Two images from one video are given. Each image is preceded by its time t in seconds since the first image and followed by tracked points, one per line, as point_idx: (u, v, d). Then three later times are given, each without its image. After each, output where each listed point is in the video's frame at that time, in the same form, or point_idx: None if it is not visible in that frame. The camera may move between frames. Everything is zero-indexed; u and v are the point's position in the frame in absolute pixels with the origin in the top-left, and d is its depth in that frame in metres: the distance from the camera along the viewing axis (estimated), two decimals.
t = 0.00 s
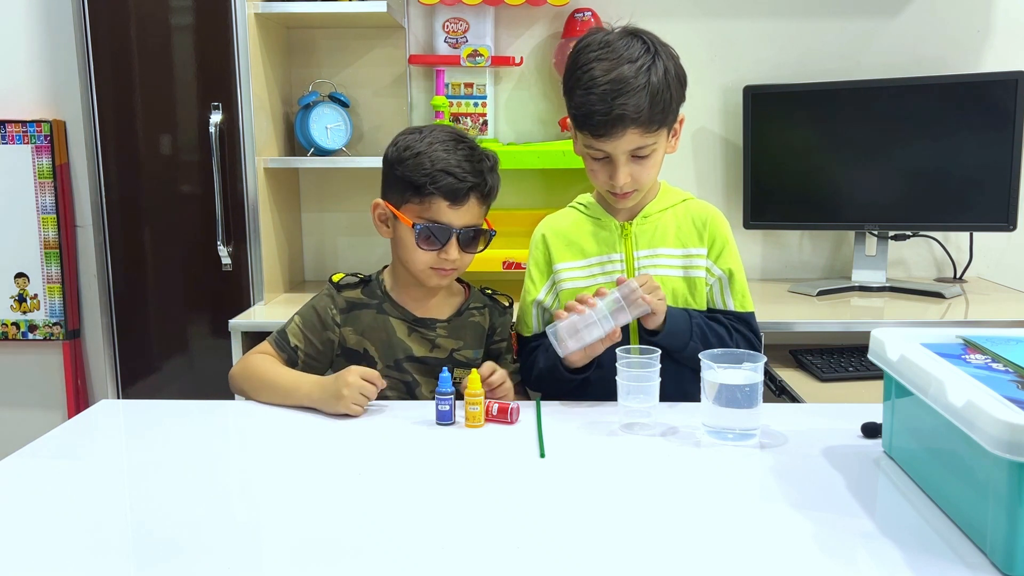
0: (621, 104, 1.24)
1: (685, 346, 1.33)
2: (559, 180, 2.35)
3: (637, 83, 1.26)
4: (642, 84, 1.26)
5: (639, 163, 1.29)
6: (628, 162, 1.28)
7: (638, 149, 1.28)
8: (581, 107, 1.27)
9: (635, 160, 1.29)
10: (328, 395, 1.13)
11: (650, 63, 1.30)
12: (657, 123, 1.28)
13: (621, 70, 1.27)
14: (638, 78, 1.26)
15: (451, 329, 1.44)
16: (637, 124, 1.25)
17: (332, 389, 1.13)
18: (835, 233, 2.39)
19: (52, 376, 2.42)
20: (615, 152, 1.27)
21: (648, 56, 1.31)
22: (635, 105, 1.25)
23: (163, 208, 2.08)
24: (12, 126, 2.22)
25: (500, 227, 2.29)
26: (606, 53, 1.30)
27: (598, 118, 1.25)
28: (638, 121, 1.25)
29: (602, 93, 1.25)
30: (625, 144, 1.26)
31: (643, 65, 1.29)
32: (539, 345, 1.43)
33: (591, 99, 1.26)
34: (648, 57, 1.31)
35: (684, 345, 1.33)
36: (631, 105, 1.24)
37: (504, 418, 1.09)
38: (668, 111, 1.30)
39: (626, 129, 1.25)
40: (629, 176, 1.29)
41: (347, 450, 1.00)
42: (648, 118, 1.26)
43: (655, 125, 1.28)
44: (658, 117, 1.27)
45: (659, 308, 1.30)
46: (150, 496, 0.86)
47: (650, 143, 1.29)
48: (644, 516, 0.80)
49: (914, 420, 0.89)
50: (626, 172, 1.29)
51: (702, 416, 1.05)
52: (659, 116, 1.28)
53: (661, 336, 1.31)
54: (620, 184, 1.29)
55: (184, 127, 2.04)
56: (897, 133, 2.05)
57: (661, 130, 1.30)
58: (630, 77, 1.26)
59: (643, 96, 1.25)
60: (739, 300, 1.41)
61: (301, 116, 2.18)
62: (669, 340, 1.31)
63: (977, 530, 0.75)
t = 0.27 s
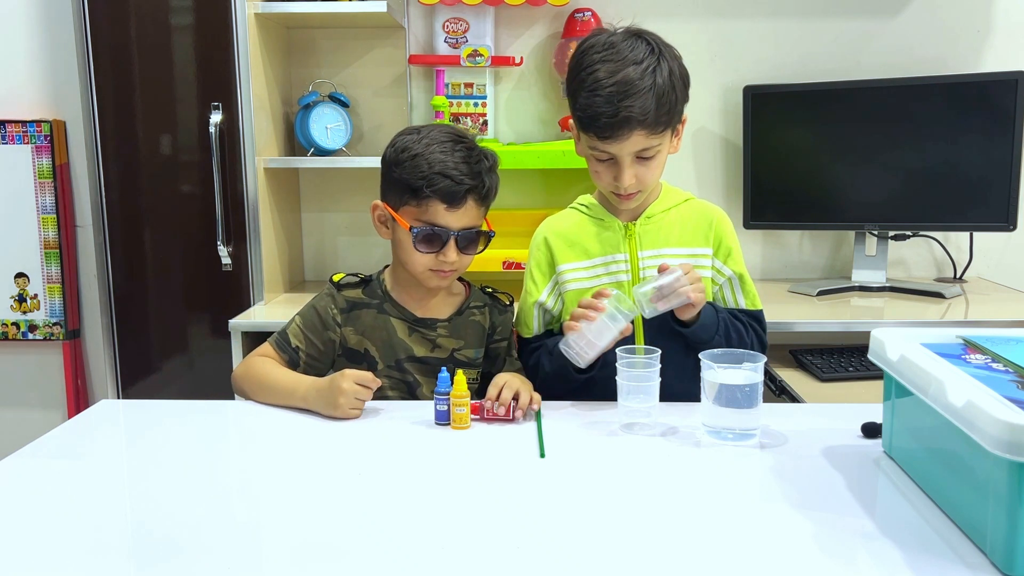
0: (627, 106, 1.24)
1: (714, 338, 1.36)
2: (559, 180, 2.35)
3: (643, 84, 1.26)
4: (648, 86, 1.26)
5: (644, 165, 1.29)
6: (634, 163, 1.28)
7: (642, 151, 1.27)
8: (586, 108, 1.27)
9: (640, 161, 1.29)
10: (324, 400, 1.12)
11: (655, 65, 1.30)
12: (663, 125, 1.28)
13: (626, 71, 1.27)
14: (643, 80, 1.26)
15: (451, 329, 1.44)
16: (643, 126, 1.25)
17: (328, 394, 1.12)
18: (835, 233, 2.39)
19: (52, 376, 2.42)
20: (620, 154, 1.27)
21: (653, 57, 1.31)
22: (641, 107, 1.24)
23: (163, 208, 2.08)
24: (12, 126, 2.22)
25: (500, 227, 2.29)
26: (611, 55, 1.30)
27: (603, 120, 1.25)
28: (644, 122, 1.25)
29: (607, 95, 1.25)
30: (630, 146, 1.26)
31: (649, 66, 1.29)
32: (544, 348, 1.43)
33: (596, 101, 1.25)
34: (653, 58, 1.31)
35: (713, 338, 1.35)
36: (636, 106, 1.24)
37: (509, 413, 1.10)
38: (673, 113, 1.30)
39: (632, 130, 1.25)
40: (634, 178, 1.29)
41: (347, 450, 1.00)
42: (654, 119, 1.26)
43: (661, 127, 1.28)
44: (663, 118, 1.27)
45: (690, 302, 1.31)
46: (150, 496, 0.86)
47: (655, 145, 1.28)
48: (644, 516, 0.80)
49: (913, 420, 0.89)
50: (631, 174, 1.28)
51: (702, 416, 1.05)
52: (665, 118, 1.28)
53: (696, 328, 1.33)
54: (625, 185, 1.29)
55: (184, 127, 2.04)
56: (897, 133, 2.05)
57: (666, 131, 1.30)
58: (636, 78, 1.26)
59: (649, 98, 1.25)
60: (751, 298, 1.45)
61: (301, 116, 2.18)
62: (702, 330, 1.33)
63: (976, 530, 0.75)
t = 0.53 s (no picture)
0: (633, 104, 1.24)
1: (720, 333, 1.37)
2: (559, 180, 2.34)
3: (649, 83, 1.26)
4: (655, 84, 1.26)
5: (649, 163, 1.29)
6: (638, 162, 1.28)
7: (648, 149, 1.28)
8: (593, 106, 1.27)
9: (645, 160, 1.29)
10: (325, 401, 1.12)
11: (663, 63, 1.30)
12: (669, 124, 1.28)
13: (633, 70, 1.27)
14: (650, 79, 1.26)
15: (452, 328, 1.44)
16: (649, 124, 1.25)
17: (327, 393, 1.12)
18: (835, 233, 2.39)
19: (52, 376, 2.42)
20: (625, 152, 1.27)
21: (660, 56, 1.31)
22: (647, 105, 1.25)
23: (163, 208, 2.08)
24: (12, 126, 2.22)
25: (500, 227, 2.29)
26: (619, 53, 1.30)
27: (609, 118, 1.25)
28: (650, 121, 1.25)
29: (614, 93, 1.25)
30: (636, 144, 1.26)
31: (656, 65, 1.29)
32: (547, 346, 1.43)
33: (602, 99, 1.26)
34: (660, 57, 1.31)
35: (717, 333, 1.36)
36: (643, 105, 1.24)
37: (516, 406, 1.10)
38: (679, 111, 1.30)
39: (637, 128, 1.25)
40: (638, 176, 1.29)
41: (347, 450, 1.00)
42: (659, 118, 1.26)
43: (667, 125, 1.28)
44: (669, 117, 1.27)
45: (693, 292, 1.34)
46: (150, 496, 0.86)
47: (661, 144, 1.28)
48: (643, 516, 0.80)
49: (914, 420, 0.89)
50: (635, 172, 1.28)
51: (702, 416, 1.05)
52: (670, 117, 1.28)
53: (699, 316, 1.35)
54: (630, 184, 1.29)
55: (184, 127, 2.04)
56: (898, 133, 2.05)
57: (672, 130, 1.30)
58: (642, 77, 1.26)
59: (655, 97, 1.25)
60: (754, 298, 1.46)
61: (301, 116, 2.18)
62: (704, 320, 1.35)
63: (976, 530, 0.75)
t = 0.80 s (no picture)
0: (644, 78, 1.25)
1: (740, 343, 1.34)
2: (558, 180, 2.34)
3: (658, 63, 1.26)
4: (665, 62, 1.27)
5: (658, 146, 1.29)
6: (648, 143, 1.28)
7: (658, 129, 1.27)
8: (604, 83, 1.27)
9: (654, 142, 1.28)
10: (324, 401, 1.12)
11: (673, 46, 1.31)
12: (679, 104, 1.28)
13: (643, 49, 1.28)
14: (660, 57, 1.28)
15: (451, 329, 1.44)
16: (661, 100, 1.26)
17: (326, 395, 1.12)
18: (835, 233, 2.39)
19: (52, 376, 2.42)
20: (635, 131, 1.27)
21: (671, 40, 1.32)
22: (658, 81, 1.25)
23: (163, 208, 2.08)
24: (12, 126, 2.22)
25: (500, 227, 2.29)
26: (628, 36, 1.31)
27: (620, 94, 1.25)
28: (661, 97, 1.25)
29: (624, 71, 1.26)
30: (647, 122, 1.26)
31: (666, 47, 1.30)
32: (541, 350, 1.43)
33: (612, 77, 1.26)
34: (669, 42, 1.32)
35: (736, 344, 1.33)
36: (654, 80, 1.25)
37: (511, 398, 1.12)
38: (689, 94, 1.30)
39: (646, 106, 1.25)
40: (646, 159, 1.28)
41: (347, 450, 1.00)
42: (668, 98, 1.26)
43: (677, 106, 1.28)
44: (678, 99, 1.27)
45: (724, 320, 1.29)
46: (150, 496, 0.86)
47: (670, 125, 1.28)
48: (643, 516, 0.80)
49: (914, 420, 0.89)
50: (644, 154, 1.28)
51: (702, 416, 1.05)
52: (680, 100, 1.28)
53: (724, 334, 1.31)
54: (638, 166, 1.28)
55: (184, 127, 2.04)
56: (898, 133, 2.05)
57: (681, 114, 1.30)
58: (653, 55, 1.28)
59: (666, 74, 1.26)
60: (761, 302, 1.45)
61: (301, 116, 2.18)
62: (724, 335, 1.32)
63: (976, 530, 0.75)
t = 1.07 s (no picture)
0: (632, 68, 1.25)
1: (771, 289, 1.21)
2: (558, 179, 2.34)
3: (646, 55, 1.27)
4: (653, 54, 1.28)
5: (648, 139, 1.28)
6: (637, 136, 1.28)
7: (648, 121, 1.27)
8: (593, 76, 1.28)
9: (644, 136, 1.28)
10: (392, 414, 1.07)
11: (663, 40, 1.32)
12: (669, 96, 1.29)
13: (631, 42, 1.29)
14: (648, 50, 1.29)
15: (456, 329, 1.45)
16: (650, 90, 1.26)
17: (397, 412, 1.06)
18: (835, 233, 2.39)
19: (52, 376, 2.42)
20: (625, 124, 1.27)
21: (661, 34, 1.33)
22: (647, 71, 1.26)
23: (162, 208, 2.08)
24: (12, 126, 2.22)
25: (500, 227, 2.29)
26: (617, 32, 1.32)
27: (608, 86, 1.26)
28: (650, 87, 1.26)
29: (613, 64, 1.26)
30: (636, 113, 1.26)
31: (656, 40, 1.32)
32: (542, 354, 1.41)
33: (601, 70, 1.27)
34: (658, 38, 1.33)
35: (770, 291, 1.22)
36: (643, 70, 1.25)
37: (508, 396, 1.14)
38: (679, 87, 1.31)
39: (635, 98, 1.26)
40: (636, 152, 1.27)
41: (347, 450, 1.00)
42: (657, 90, 1.27)
43: (667, 98, 1.28)
44: (667, 91, 1.28)
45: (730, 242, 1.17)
46: (150, 496, 0.86)
47: (659, 117, 1.28)
48: (644, 517, 0.80)
49: (914, 421, 0.89)
50: (634, 146, 1.28)
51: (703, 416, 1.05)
52: (669, 94, 1.29)
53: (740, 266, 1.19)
54: (628, 159, 1.27)
55: (184, 127, 2.04)
56: (898, 133, 2.05)
57: (670, 107, 1.30)
58: (642, 47, 1.29)
59: (656, 65, 1.27)
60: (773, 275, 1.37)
61: (301, 116, 2.18)
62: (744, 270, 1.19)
63: (976, 530, 0.75)
